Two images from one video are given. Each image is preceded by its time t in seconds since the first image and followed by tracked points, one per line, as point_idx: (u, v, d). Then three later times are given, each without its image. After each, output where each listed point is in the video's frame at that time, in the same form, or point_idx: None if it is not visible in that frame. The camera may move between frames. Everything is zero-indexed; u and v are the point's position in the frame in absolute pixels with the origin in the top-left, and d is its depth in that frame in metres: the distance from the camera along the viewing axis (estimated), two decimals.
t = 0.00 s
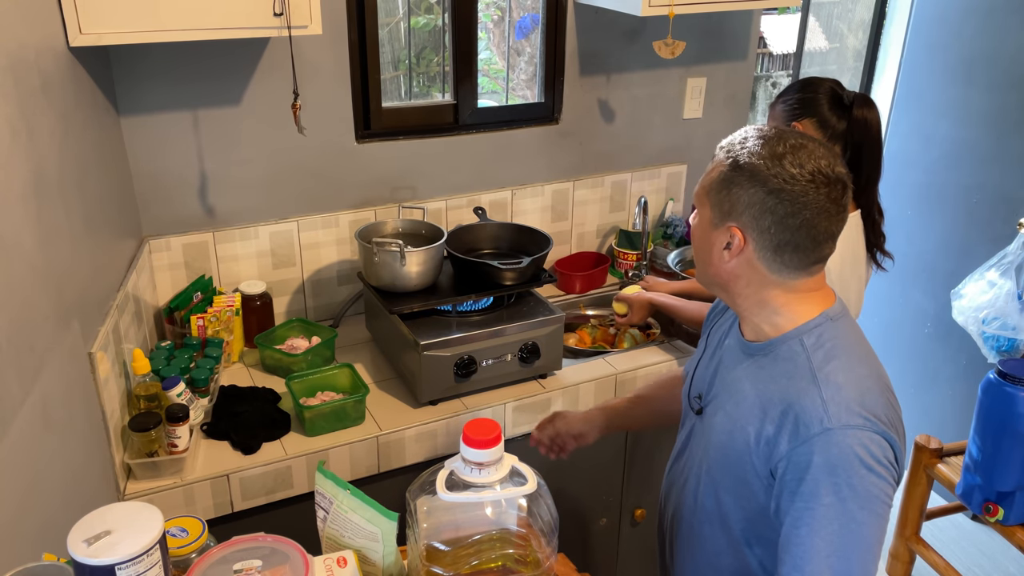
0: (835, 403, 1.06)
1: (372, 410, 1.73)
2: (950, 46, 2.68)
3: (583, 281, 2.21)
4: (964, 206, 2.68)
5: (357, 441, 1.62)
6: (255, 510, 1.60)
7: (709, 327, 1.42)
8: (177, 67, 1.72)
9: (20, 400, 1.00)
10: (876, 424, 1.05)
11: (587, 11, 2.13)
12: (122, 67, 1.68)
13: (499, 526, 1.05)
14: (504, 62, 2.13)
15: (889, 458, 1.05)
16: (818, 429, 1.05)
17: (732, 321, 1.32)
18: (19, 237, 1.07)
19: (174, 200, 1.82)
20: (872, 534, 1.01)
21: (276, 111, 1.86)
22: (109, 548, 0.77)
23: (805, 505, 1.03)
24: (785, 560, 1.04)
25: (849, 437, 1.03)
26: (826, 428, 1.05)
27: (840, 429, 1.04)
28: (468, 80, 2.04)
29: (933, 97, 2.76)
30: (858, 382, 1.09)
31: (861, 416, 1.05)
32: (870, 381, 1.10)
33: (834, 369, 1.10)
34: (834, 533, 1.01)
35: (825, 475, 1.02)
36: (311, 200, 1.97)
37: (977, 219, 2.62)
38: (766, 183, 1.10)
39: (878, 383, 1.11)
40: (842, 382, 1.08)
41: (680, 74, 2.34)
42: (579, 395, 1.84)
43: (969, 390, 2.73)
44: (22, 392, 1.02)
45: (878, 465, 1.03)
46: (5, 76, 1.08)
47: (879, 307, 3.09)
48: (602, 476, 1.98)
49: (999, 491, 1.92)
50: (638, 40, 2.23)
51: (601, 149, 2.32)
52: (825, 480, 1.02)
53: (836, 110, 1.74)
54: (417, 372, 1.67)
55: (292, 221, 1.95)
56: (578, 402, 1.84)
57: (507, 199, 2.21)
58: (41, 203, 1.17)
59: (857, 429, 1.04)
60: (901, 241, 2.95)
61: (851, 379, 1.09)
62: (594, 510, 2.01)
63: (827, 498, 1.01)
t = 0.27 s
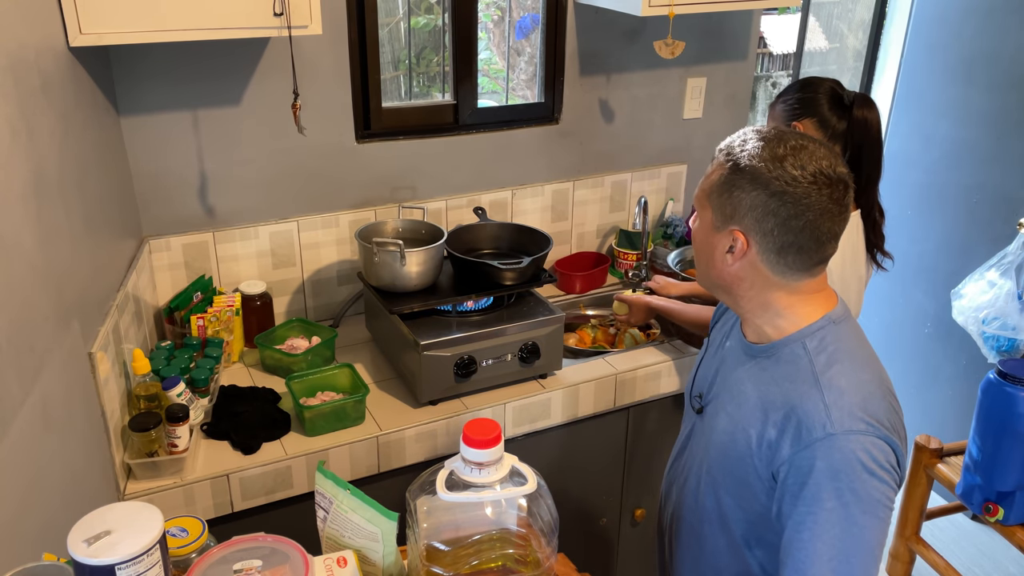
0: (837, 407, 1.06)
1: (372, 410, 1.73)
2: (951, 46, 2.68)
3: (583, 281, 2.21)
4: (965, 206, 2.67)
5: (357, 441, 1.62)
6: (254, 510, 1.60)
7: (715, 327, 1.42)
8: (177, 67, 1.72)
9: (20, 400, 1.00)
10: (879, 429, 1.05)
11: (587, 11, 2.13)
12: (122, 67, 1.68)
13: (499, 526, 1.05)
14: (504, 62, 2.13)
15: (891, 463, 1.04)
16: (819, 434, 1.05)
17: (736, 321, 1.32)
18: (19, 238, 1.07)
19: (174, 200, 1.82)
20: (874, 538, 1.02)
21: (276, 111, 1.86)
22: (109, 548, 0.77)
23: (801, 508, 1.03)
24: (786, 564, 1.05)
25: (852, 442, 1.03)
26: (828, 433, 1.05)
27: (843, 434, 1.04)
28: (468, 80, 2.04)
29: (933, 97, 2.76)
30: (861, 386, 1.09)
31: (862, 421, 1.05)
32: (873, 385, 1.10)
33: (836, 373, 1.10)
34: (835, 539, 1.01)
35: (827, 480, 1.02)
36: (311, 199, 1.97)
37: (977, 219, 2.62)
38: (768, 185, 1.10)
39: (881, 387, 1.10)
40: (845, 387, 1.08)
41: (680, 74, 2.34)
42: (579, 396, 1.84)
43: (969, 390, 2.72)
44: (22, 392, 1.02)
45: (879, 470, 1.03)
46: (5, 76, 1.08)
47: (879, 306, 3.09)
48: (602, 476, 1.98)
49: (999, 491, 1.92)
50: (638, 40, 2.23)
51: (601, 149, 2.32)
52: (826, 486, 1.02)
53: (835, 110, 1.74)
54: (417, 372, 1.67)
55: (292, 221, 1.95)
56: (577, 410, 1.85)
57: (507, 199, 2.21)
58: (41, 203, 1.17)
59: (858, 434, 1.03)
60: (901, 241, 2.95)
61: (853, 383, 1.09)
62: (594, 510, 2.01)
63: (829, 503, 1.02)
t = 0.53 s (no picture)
0: (828, 412, 1.06)
1: (372, 410, 1.73)
2: (950, 46, 2.68)
3: (583, 281, 2.21)
4: (964, 206, 2.67)
5: (357, 441, 1.62)
6: (255, 510, 1.60)
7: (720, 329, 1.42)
8: (177, 67, 1.72)
9: (20, 401, 1.00)
10: (870, 436, 1.05)
11: (587, 11, 2.13)
12: (122, 67, 1.68)
13: (499, 526, 1.05)
14: (504, 62, 2.13)
15: (882, 470, 1.04)
16: (810, 438, 1.05)
17: (738, 324, 1.32)
18: (19, 238, 1.07)
19: (174, 200, 1.82)
20: (861, 543, 1.01)
21: (276, 111, 1.86)
22: (109, 548, 0.77)
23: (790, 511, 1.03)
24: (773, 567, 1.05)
25: (841, 448, 1.03)
26: (818, 437, 1.05)
27: (832, 439, 1.04)
28: (468, 80, 2.04)
29: (933, 98, 2.77)
30: (854, 392, 1.08)
31: (853, 426, 1.05)
32: (867, 391, 1.09)
33: (829, 378, 1.10)
34: (822, 543, 1.01)
35: (814, 484, 1.02)
36: (311, 199, 1.97)
37: (977, 219, 2.62)
38: (765, 187, 1.10)
39: (875, 394, 1.10)
40: (837, 392, 1.08)
41: (680, 74, 2.34)
42: (579, 395, 1.84)
43: (969, 390, 2.72)
44: (22, 392, 1.02)
45: (869, 477, 1.02)
46: (5, 76, 1.08)
47: (879, 306, 3.09)
48: (602, 476, 1.98)
49: (999, 491, 1.92)
50: (638, 40, 2.23)
51: (601, 149, 2.32)
52: (814, 490, 1.02)
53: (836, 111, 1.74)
54: (417, 372, 1.67)
55: (291, 221, 1.95)
56: (576, 411, 1.85)
57: (507, 199, 2.21)
58: (41, 203, 1.17)
59: (848, 439, 1.03)
60: (901, 241, 2.95)
61: (846, 389, 1.08)
62: (594, 510, 2.01)
63: (816, 507, 1.02)
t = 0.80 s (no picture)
0: (818, 407, 1.06)
1: (372, 410, 1.73)
2: (951, 46, 2.68)
3: (583, 281, 2.21)
4: (964, 206, 2.67)
5: (357, 441, 1.63)
6: (255, 510, 1.60)
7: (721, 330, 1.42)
8: (177, 67, 1.72)
9: (20, 401, 1.00)
10: (862, 432, 1.04)
11: (587, 10, 2.13)
12: (122, 68, 1.68)
13: (499, 527, 1.05)
14: (504, 62, 2.13)
15: (874, 467, 1.03)
16: (800, 433, 1.05)
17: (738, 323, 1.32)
18: (19, 238, 1.07)
19: (174, 200, 1.82)
20: (851, 542, 1.00)
21: (276, 111, 1.86)
22: (109, 548, 0.77)
23: (784, 508, 1.03)
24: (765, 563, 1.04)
25: (830, 443, 1.03)
26: (807, 432, 1.05)
27: (822, 434, 1.03)
28: (468, 80, 2.04)
29: (933, 98, 2.77)
30: (846, 390, 1.08)
31: (844, 422, 1.05)
32: (860, 389, 1.09)
33: (821, 373, 1.10)
34: (811, 538, 1.01)
35: (804, 479, 1.02)
36: (311, 199, 1.97)
37: (977, 219, 2.62)
38: (760, 184, 1.10)
39: (868, 392, 1.09)
40: (828, 388, 1.08)
41: (680, 74, 2.34)
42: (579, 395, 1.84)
43: (969, 390, 2.72)
44: (22, 392, 1.02)
45: (863, 474, 1.02)
46: (5, 76, 1.08)
47: (879, 306, 3.09)
48: (602, 476, 1.98)
49: (999, 490, 1.92)
50: (638, 39, 2.23)
51: (601, 149, 2.32)
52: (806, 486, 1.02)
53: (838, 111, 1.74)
54: (417, 372, 1.67)
55: (292, 221, 1.95)
56: (576, 412, 1.86)
57: (507, 199, 2.21)
58: (41, 204, 1.18)
59: (839, 435, 1.03)
60: (902, 241, 2.95)
61: (837, 386, 1.08)
62: (594, 510, 2.01)
63: (805, 502, 1.01)
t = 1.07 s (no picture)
0: (755, 369, 1.06)
1: (372, 410, 1.73)
2: (951, 46, 2.68)
3: (583, 281, 2.21)
4: (964, 206, 2.67)
5: (357, 441, 1.63)
6: (255, 510, 1.61)
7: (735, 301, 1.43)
8: (177, 67, 1.72)
9: (20, 400, 1.00)
10: (782, 401, 1.04)
11: (587, 10, 2.13)
12: (123, 68, 1.68)
13: (499, 526, 1.05)
14: (504, 62, 2.13)
15: (776, 433, 1.04)
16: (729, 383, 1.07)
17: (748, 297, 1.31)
18: (19, 238, 1.07)
19: (174, 200, 1.82)
20: (719, 481, 1.03)
21: (276, 111, 1.86)
22: (109, 548, 0.77)
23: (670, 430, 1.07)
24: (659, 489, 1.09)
25: (745, 395, 1.04)
26: (734, 382, 1.06)
27: (744, 386, 1.05)
28: (468, 80, 2.04)
29: (933, 98, 2.77)
30: (794, 367, 1.06)
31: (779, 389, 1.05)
32: (809, 372, 1.07)
33: (775, 347, 1.09)
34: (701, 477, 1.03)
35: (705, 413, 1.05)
36: (311, 199, 1.97)
37: (977, 219, 2.62)
38: (747, 172, 1.07)
39: (818, 378, 1.07)
40: (777, 359, 1.07)
41: (680, 74, 2.34)
42: (580, 395, 1.84)
43: (969, 390, 2.72)
44: (22, 392, 1.02)
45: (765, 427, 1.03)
46: (5, 76, 1.08)
47: (879, 306, 3.09)
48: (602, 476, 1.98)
49: (999, 491, 1.92)
50: (638, 39, 2.23)
51: (601, 149, 2.32)
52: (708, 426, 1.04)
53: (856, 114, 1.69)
54: (417, 372, 1.67)
55: (292, 221, 1.95)
56: (575, 412, 1.85)
57: (507, 199, 2.21)
58: (41, 204, 1.18)
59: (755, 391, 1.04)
60: (902, 241, 2.95)
61: (787, 360, 1.07)
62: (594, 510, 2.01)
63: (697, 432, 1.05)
